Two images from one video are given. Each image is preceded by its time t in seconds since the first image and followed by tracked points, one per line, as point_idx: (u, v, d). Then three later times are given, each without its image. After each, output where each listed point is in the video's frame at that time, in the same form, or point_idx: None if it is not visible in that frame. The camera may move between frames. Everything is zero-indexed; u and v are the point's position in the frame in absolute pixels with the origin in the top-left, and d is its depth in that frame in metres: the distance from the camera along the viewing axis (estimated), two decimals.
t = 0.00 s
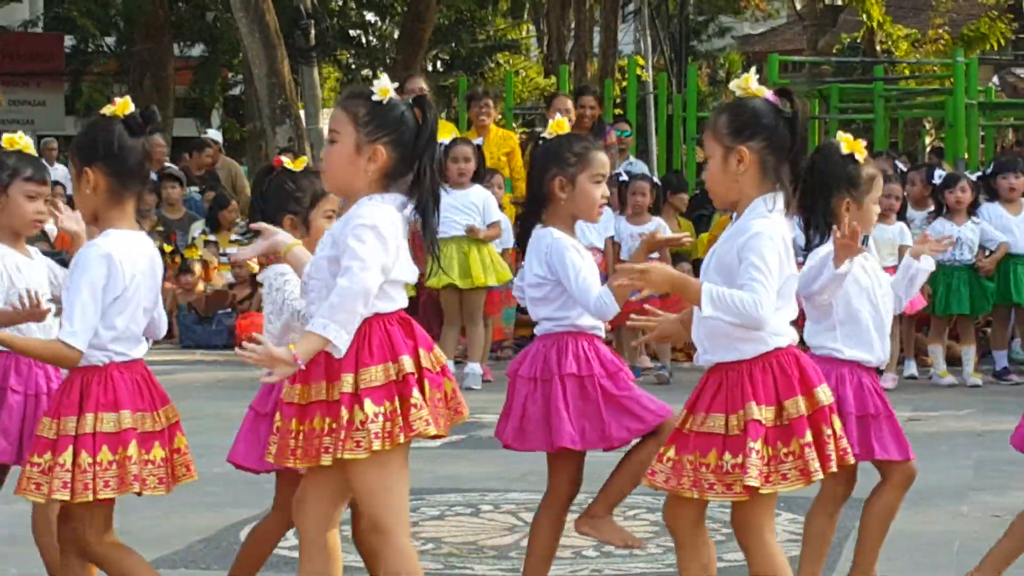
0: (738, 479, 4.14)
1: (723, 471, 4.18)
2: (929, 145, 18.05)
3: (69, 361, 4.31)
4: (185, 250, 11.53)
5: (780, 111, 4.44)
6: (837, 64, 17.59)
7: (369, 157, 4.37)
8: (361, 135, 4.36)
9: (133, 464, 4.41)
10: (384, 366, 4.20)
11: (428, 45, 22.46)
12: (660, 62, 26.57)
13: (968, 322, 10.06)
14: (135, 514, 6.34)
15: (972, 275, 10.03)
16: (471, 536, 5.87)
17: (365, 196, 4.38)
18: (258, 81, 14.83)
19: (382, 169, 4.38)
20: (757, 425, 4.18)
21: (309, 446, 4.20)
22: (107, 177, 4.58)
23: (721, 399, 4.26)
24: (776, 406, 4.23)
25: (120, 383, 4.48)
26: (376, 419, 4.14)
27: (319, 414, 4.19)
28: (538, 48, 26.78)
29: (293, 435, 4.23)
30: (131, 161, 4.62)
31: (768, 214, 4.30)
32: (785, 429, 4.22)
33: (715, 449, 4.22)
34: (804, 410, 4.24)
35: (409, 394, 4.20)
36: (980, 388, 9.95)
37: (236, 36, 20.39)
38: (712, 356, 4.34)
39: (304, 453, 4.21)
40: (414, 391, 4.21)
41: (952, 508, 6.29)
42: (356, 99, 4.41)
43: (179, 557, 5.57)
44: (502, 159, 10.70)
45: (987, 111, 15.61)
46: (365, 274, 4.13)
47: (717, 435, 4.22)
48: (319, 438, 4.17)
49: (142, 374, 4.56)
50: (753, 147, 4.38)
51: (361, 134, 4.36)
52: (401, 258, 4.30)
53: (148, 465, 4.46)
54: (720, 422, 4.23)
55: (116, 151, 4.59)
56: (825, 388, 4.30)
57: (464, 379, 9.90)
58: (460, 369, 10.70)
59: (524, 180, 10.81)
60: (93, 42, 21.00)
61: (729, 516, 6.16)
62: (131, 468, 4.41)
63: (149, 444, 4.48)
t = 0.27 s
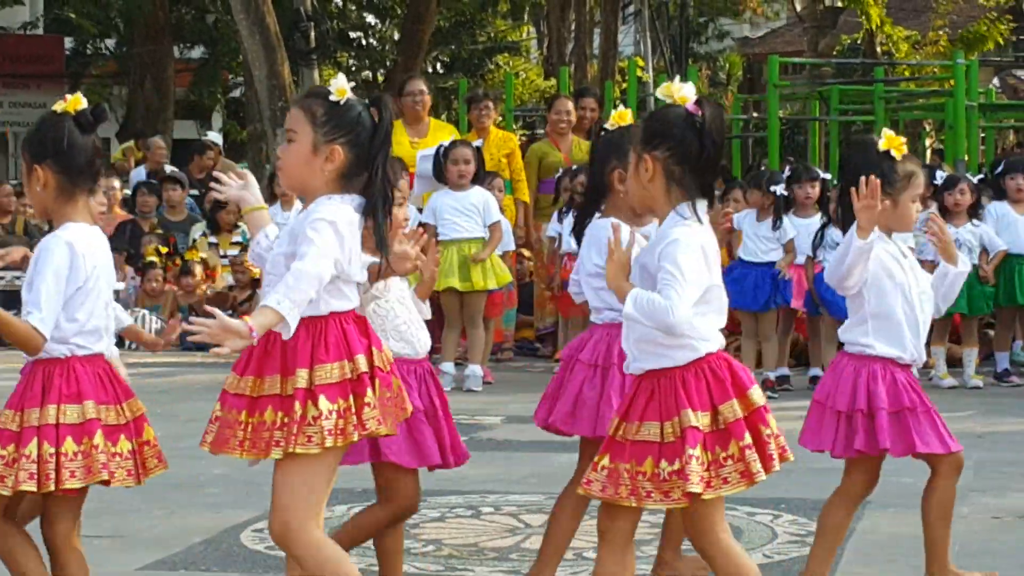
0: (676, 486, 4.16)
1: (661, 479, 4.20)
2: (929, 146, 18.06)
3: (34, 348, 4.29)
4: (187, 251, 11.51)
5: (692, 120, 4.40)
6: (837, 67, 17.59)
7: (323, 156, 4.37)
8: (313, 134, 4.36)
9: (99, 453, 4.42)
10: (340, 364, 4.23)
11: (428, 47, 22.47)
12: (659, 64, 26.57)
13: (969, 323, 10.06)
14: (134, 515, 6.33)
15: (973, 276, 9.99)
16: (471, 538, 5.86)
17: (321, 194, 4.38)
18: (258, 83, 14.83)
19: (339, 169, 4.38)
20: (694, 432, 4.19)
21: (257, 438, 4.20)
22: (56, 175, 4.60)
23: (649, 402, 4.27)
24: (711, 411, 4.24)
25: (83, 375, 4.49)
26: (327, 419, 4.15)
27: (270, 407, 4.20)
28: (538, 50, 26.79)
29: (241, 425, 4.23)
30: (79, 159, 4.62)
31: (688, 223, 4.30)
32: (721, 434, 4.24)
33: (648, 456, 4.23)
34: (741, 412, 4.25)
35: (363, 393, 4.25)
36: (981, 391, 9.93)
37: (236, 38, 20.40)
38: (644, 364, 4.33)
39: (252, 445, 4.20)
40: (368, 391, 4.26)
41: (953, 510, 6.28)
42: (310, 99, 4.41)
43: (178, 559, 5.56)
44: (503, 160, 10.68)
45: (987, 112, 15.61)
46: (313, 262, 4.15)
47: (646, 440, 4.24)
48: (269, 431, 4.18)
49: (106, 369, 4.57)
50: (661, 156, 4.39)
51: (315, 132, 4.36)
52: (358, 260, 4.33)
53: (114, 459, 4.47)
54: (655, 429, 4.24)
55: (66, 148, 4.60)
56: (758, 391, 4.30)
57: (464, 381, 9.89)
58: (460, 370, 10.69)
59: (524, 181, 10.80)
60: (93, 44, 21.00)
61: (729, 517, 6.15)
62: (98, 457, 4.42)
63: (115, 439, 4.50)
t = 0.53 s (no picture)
0: (581, 490, 4.18)
1: (567, 480, 4.21)
2: (929, 147, 18.07)
3: (21, 365, 4.41)
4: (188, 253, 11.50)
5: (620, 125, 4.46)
6: (837, 67, 17.60)
7: (284, 160, 4.45)
8: (274, 139, 4.44)
9: (34, 460, 4.45)
10: (296, 372, 4.34)
11: (428, 48, 22.46)
12: (659, 65, 26.57)
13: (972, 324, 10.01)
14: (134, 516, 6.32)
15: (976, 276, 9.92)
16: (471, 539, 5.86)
17: (291, 200, 4.47)
18: (258, 84, 14.83)
19: (305, 173, 4.47)
20: (606, 438, 4.22)
21: (221, 443, 4.36)
22: (17, 179, 4.67)
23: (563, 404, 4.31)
24: (625, 419, 4.27)
25: (28, 382, 4.52)
26: (282, 426, 4.29)
27: (233, 412, 4.35)
28: (537, 51, 26.80)
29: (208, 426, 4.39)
30: (41, 164, 4.70)
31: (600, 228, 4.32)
32: (634, 441, 4.27)
33: (555, 455, 4.26)
34: (653, 424, 4.28)
35: (316, 403, 4.36)
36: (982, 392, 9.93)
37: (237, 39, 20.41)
38: (572, 366, 4.34)
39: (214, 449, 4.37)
40: (321, 401, 4.36)
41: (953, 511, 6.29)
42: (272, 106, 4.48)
43: (178, 560, 5.55)
44: (503, 161, 10.67)
45: (987, 113, 15.61)
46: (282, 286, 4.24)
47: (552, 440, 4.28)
48: (230, 435, 4.34)
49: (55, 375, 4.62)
50: (585, 161, 4.44)
51: (276, 137, 4.44)
52: (327, 263, 4.41)
53: (52, 464, 4.53)
54: (569, 430, 4.26)
55: (26, 152, 4.67)
56: (673, 403, 4.34)
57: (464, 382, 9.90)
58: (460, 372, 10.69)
59: (524, 183, 10.81)
60: (94, 46, 20.99)
61: (729, 519, 6.14)
62: (32, 464, 4.45)
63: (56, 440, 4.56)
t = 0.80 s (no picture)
0: (522, 487, 4.05)
1: (510, 477, 4.09)
2: (932, 150, 18.08)
3: None
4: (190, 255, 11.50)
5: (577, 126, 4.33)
6: (840, 70, 17.61)
7: (234, 166, 4.34)
8: (221, 146, 4.33)
9: None
10: (254, 373, 4.21)
11: (430, 51, 22.48)
12: (661, 68, 26.58)
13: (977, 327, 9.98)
14: (138, 519, 6.32)
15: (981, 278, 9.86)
16: (474, 543, 5.86)
17: (244, 206, 4.36)
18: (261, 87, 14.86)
19: (257, 178, 4.35)
20: (550, 438, 4.09)
21: (177, 445, 4.21)
22: None
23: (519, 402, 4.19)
24: (575, 420, 4.13)
25: None
26: (240, 426, 4.16)
27: (190, 414, 4.21)
28: (540, 54, 26.82)
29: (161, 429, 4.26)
30: None
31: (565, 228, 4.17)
32: (582, 443, 4.13)
33: (503, 453, 4.13)
34: (604, 425, 4.15)
35: (275, 403, 4.21)
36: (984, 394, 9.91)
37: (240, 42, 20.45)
38: (526, 364, 4.20)
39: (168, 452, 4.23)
40: (280, 401, 4.22)
41: (956, 514, 6.28)
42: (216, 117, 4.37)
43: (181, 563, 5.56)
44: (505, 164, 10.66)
45: (989, 116, 15.64)
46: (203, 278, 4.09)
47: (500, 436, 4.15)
48: (187, 438, 4.18)
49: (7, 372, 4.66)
50: (547, 162, 4.31)
51: (224, 144, 4.33)
52: (280, 273, 4.27)
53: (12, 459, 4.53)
54: (517, 427, 4.13)
55: None
56: (627, 406, 4.22)
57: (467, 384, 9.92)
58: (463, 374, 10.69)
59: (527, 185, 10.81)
60: (96, 49, 21.02)
61: (731, 522, 6.14)
62: None
63: (15, 436, 4.56)
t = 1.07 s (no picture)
0: (474, 485, 4.01)
1: (470, 474, 4.04)
2: (936, 151, 18.10)
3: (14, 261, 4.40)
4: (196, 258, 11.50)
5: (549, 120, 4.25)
6: (844, 71, 17.61)
7: (161, 168, 4.27)
8: (152, 147, 4.26)
9: None
10: (161, 378, 4.14)
11: (434, 52, 22.50)
12: (666, 69, 26.59)
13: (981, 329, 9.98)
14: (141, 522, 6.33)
15: (987, 280, 9.88)
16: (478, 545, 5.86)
17: (169, 208, 4.30)
18: (265, 89, 14.88)
19: (183, 182, 4.28)
20: (500, 435, 4.05)
21: (91, 449, 4.16)
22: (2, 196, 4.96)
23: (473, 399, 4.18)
24: (528, 417, 4.08)
25: None
26: (145, 429, 4.09)
27: (101, 416, 4.16)
28: (544, 56, 26.83)
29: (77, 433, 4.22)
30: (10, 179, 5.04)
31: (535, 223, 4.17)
32: (535, 441, 4.07)
33: (456, 451, 4.10)
34: (555, 422, 4.09)
35: (182, 407, 4.13)
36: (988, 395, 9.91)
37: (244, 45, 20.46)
38: (486, 360, 4.20)
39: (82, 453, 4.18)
40: (185, 405, 4.13)
41: (960, 515, 6.29)
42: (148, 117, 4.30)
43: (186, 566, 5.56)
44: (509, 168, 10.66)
45: (993, 117, 15.65)
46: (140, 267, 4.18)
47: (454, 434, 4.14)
48: (100, 441, 4.14)
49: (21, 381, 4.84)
50: (521, 159, 4.23)
51: (155, 145, 4.26)
52: (191, 273, 4.23)
53: None
54: (475, 426, 4.09)
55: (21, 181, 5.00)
56: (581, 403, 4.14)
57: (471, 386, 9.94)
58: (467, 377, 10.71)
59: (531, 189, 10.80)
60: (100, 51, 21.04)
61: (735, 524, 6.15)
62: None
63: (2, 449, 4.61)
